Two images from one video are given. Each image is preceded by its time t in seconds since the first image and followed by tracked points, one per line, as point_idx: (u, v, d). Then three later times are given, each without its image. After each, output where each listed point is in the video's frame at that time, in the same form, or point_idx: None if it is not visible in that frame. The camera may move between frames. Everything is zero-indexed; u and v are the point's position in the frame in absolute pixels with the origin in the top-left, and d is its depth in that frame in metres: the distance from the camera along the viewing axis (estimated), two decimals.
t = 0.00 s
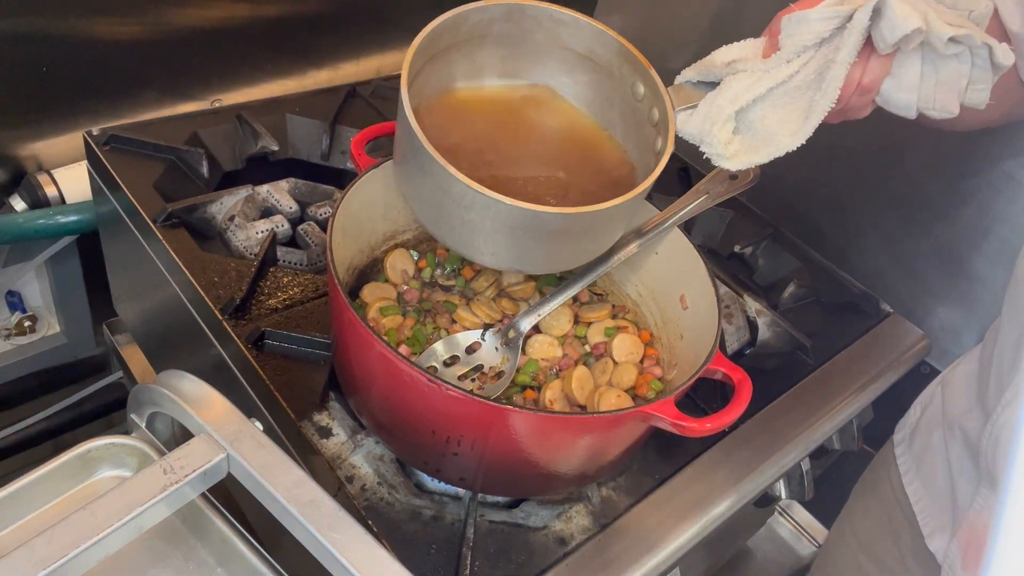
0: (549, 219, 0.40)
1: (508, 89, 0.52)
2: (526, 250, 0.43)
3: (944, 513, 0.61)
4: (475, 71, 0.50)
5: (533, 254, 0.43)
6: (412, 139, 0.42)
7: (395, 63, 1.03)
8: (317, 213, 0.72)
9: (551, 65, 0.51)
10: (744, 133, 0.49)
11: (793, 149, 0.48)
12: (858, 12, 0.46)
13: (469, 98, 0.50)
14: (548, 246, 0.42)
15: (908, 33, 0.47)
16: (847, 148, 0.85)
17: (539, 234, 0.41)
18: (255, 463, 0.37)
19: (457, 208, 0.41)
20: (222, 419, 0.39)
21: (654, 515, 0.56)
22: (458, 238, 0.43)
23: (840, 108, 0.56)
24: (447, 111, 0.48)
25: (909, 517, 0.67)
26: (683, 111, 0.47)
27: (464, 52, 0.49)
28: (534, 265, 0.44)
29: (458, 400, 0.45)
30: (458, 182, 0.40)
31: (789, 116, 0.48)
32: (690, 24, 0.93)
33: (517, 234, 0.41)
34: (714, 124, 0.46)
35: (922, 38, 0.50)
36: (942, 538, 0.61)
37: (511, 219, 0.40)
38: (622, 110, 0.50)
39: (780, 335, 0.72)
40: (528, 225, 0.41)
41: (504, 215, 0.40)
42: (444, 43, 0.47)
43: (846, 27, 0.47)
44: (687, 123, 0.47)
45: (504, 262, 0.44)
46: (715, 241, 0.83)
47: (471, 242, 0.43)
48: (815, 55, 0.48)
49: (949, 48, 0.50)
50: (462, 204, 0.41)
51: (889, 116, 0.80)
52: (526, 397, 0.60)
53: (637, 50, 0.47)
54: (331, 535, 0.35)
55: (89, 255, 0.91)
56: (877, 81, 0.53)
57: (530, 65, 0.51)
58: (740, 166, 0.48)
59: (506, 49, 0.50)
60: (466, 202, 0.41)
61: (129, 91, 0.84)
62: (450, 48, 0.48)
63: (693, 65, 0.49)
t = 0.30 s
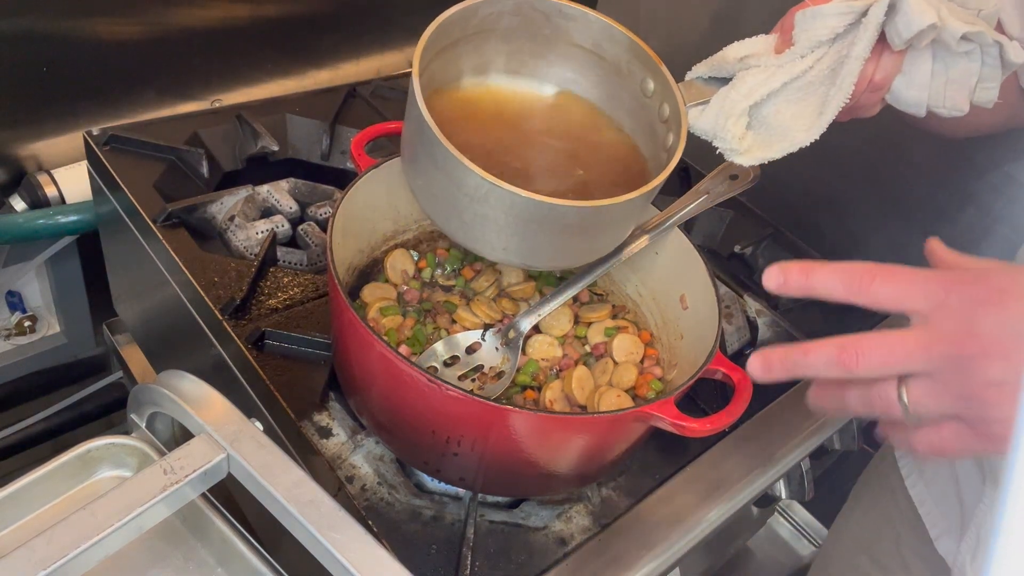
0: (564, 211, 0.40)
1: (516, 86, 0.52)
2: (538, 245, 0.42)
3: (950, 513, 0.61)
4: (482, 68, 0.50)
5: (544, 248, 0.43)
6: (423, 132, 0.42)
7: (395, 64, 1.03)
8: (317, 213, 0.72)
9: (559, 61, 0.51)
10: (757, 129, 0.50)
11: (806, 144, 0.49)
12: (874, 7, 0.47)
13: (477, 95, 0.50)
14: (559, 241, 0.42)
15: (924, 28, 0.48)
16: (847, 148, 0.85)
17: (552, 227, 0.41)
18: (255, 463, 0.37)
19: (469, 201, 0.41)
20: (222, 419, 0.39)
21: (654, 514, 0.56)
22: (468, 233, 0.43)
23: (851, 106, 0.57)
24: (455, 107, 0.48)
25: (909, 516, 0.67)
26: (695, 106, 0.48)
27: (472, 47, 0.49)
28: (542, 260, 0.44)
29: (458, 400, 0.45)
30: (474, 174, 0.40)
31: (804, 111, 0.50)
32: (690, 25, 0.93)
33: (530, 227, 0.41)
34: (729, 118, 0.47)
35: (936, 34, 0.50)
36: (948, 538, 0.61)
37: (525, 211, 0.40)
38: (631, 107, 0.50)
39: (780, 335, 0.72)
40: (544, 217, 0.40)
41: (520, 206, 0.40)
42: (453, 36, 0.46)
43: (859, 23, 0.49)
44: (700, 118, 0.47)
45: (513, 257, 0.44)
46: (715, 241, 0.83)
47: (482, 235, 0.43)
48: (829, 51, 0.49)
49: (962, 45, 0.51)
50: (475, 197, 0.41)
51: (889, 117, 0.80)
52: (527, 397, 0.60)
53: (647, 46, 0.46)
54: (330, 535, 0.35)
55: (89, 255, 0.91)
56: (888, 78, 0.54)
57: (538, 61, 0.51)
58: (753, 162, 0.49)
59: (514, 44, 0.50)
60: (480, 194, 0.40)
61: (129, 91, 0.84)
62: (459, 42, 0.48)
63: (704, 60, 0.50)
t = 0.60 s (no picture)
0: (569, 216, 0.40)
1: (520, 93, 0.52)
2: (542, 251, 0.42)
3: (944, 509, 0.61)
4: (483, 74, 0.50)
5: (549, 253, 0.43)
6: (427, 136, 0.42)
7: (395, 64, 1.03)
8: (317, 213, 0.72)
9: (561, 69, 0.51)
10: (757, 130, 0.50)
11: (806, 144, 0.49)
12: (868, 8, 0.48)
13: (480, 102, 0.50)
14: (565, 244, 0.42)
15: (917, 26, 0.48)
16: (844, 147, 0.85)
17: (557, 232, 0.41)
18: (255, 463, 0.37)
19: (477, 207, 0.41)
20: (221, 420, 0.39)
21: (654, 514, 0.56)
22: (473, 237, 0.43)
23: (848, 105, 0.57)
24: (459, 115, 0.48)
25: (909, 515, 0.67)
26: (694, 109, 0.48)
27: (474, 56, 0.49)
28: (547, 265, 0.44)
29: (458, 400, 0.45)
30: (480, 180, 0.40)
31: (801, 111, 0.50)
32: (690, 25, 0.94)
33: (535, 232, 0.41)
34: (728, 119, 0.47)
35: (930, 33, 0.50)
36: (943, 533, 0.61)
37: (530, 216, 0.40)
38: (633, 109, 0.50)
39: (780, 334, 0.72)
40: (549, 222, 0.40)
41: (525, 211, 0.40)
42: (455, 48, 0.47)
43: (854, 23, 0.49)
44: (700, 121, 0.47)
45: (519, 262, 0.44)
46: (715, 241, 0.83)
47: (489, 241, 0.43)
48: (826, 51, 0.49)
49: (956, 43, 0.51)
50: (481, 202, 0.41)
51: (888, 117, 0.80)
52: (527, 397, 0.60)
53: (646, 51, 0.46)
54: (330, 535, 0.35)
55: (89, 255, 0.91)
56: (884, 76, 0.54)
57: (541, 69, 0.51)
58: (753, 162, 0.49)
59: (516, 52, 0.50)
60: (486, 200, 0.40)
61: (129, 91, 0.84)
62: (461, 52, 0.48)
63: (703, 64, 0.50)
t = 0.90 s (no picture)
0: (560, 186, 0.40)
1: (515, 72, 0.52)
2: (532, 222, 0.43)
3: (936, 506, 0.61)
4: (480, 52, 0.50)
5: (540, 225, 0.43)
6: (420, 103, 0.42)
7: (395, 63, 1.03)
8: (317, 213, 0.72)
9: (557, 48, 0.51)
10: (750, 110, 0.50)
11: (797, 126, 0.50)
12: None
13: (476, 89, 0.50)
14: (556, 216, 0.42)
15: (910, 11, 0.47)
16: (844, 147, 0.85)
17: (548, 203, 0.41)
18: (255, 463, 0.37)
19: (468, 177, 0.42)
20: (222, 419, 0.39)
21: (653, 514, 0.56)
22: (464, 207, 0.44)
23: (840, 91, 0.57)
24: (456, 87, 0.48)
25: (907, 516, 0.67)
26: (689, 90, 0.49)
27: (472, 30, 0.49)
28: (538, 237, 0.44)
29: (459, 400, 0.45)
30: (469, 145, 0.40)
31: (794, 92, 0.50)
32: (689, 25, 0.94)
33: (524, 202, 0.41)
34: (722, 98, 0.47)
35: (923, 18, 0.50)
36: (935, 531, 0.61)
37: (520, 186, 0.40)
38: (629, 93, 0.50)
39: (779, 335, 0.72)
40: (540, 192, 0.41)
41: (515, 180, 0.40)
42: (453, 19, 0.47)
43: (850, 7, 0.48)
44: (694, 100, 0.48)
45: (510, 234, 0.44)
46: (715, 241, 0.83)
47: (479, 211, 0.43)
48: (820, 34, 0.49)
49: (948, 30, 0.50)
50: (471, 169, 0.41)
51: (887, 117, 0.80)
52: (527, 397, 0.60)
53: (642, 32, 0.47)
54: (330, 535, 0.35)
55: (89, 256, 0.91)
56: (877, 62, 0.54)
57: (537, 49, 0.52)
58: (746, 143, 0.49)
59: (513, 32, 0.51)
60: (476, 168, 0.41)
61: (129, 91, 0.84)
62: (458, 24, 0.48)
63: (698, 46, 0.51)
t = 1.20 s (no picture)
0: (556, 169, 0.40)
1: (514, 56, 0.52)
2: (529, 207, 0.43)
3: (940, 511, 0.61)
4: (477, 36, 0.50)
5: (537, 210, 0.43)
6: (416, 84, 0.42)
7: (395, 63, 1.03)
8: (317, 213, 0.72)
9: (556, 32, 0.51)
10: (750, 98, 0.50)
11: (797, 114, 0.50)
12: None
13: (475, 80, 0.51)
14: (554, 201, 0.42)
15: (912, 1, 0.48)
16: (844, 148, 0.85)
17: (545, 187, 0.41)
18: (255, 463, 0.37)
19: (465, 159, 0.41)
20: (222, 419, 0.39)
21: (653, 514, 0.56)
22: (460, 189, 0.43)
23: (841, 82, 0.57)
24: (455, 71, 0.48)
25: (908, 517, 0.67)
26: (688, 77, 0.49)
27: (469, 14, 0.49)
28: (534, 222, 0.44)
29: (458, 400, 0.45)
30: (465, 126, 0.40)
31: (794, 79, 0.50)
32: (691, 26, 0.94)
33: (521, 185, 0.41)
34: (722, 84, 0.47)
35: (924, 9, 0.50)
36: (939, 536, 0.61)
37: (517, 169, 0.40)
38: (629, 80, 0.50)
39: (779, 335, 0.72)
40: (538, 175, 0.41)
41: (512, 162, 0.40)
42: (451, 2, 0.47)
43: None
44: (693, 88, 0.48)
45: (507, 218, 0.44)
46: (715, 241, 0.83)
47: (475, 195, 0.43)
48: (821, 23, 0.49)
49: (950, 22, 0.50)
50: (468, 152, 0.41)
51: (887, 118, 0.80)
52: (526, 397, 0.60)
53: (643, 18, 0.47)
54: (330, 535, 0.35)
55: (89, 256, 0.91)
56: (878, 53, 0.54)
57: (536, 34, 0.52)
58: (745, 131, 0.49)
59: (511, 19, 0.51)
60: (473, 149, 0.41)
61: (129, 92, 0.84)
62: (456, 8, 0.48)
63: (698, 32, 0.51)
